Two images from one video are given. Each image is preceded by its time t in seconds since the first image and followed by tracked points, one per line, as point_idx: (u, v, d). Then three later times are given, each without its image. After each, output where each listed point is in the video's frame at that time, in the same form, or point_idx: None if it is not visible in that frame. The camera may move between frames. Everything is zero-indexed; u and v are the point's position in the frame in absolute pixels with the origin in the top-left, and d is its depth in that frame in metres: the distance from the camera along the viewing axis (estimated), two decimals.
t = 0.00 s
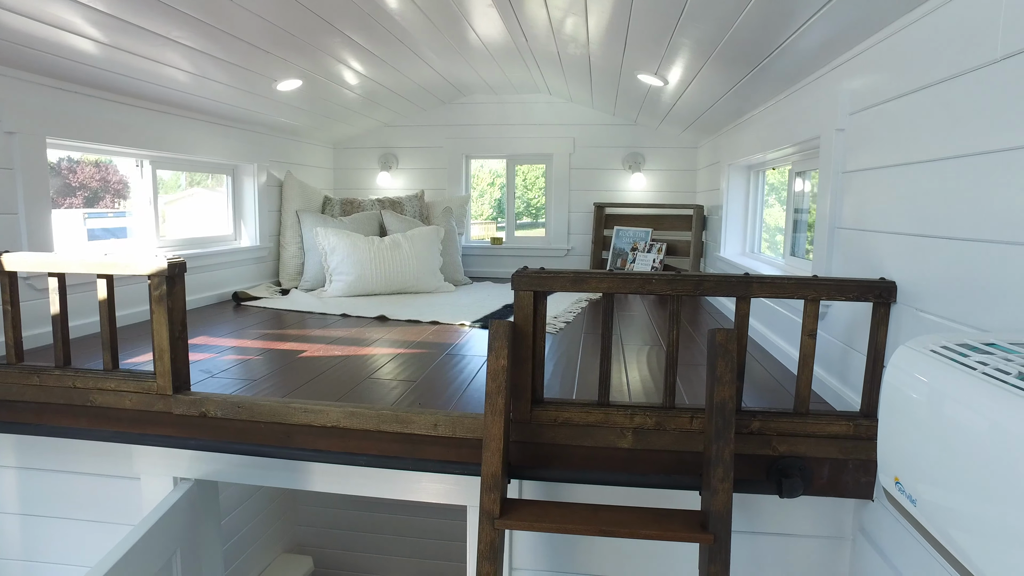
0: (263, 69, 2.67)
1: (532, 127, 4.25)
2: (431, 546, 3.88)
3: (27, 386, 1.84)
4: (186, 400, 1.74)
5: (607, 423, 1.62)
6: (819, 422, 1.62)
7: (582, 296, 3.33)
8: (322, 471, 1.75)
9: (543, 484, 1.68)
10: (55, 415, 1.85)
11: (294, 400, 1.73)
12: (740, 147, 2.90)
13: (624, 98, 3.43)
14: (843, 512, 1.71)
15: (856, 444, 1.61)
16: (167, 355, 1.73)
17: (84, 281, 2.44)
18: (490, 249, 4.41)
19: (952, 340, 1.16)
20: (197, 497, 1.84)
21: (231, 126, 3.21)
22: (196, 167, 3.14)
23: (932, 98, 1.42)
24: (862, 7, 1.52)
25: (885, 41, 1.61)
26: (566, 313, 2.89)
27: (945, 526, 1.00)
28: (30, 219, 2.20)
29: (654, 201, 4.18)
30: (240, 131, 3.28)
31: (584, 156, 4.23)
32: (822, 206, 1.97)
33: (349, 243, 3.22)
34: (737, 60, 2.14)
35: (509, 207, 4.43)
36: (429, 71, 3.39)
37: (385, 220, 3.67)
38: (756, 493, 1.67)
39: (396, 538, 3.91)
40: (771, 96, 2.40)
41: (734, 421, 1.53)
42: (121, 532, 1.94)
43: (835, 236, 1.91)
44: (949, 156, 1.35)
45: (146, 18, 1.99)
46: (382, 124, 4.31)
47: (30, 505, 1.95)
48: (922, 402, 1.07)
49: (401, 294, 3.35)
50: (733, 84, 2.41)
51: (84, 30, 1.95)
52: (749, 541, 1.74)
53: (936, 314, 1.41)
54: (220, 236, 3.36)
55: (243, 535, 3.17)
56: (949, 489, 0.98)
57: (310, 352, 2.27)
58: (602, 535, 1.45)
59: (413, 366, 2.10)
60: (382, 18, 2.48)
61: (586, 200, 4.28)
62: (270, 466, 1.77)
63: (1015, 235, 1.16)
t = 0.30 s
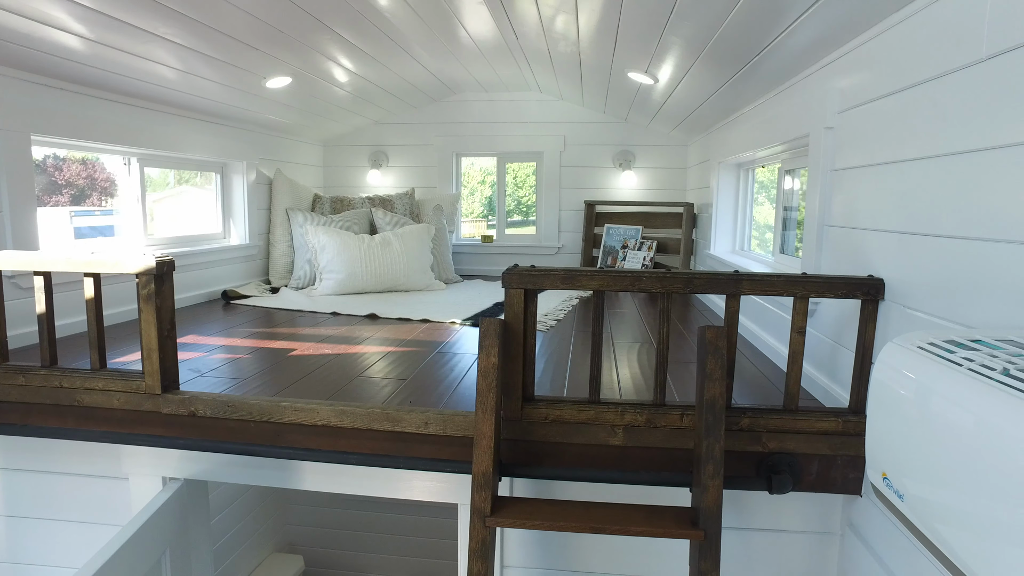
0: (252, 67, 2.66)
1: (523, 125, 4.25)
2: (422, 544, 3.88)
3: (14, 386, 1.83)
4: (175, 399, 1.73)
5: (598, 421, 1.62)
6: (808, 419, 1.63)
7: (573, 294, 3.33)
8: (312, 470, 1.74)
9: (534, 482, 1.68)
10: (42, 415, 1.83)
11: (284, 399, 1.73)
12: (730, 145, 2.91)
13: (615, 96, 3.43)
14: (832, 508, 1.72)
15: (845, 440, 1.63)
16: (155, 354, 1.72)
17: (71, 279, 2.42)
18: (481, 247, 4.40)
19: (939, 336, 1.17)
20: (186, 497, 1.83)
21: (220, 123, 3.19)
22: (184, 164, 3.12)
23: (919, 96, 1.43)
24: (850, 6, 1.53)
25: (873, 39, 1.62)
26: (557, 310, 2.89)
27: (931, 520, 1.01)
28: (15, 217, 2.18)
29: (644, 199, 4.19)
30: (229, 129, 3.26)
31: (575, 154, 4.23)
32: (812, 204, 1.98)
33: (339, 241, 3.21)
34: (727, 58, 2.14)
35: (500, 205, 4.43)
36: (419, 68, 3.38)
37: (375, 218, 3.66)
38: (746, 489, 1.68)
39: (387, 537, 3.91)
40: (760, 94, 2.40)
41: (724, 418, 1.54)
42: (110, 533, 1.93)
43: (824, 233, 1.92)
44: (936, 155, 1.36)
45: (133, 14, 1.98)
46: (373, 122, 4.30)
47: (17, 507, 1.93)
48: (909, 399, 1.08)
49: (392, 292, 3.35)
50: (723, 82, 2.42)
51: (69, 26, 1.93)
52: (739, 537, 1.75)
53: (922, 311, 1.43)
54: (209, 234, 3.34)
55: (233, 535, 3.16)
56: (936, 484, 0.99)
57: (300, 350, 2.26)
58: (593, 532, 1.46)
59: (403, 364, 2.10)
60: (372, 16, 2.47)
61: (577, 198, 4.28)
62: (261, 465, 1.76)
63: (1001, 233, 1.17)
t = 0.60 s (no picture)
0: (239, 63, 2.64)
1: (512, 123, 4.25)
2: (412, 541, 3.88)
3: None
4: (162, 398, 1.72)
5: (588, 418, 1.63)
6: (796, 415, 1.64)
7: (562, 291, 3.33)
8: (302, 469, 1.73)
9: (524, 479, 1.68)
10: (26, 415, 1.81)
11: (273, 397, 1.72)
12: (718, 142, 2.92)
13: (604, 93, 3.43)
14: (819, 503, 1.74)
15: (832, 436, 1.64)
16: (142, 353, 1.70)
17: (55, 278, 2.39)
18: (470, 245, 4.40)
19: (925, 332, 1.18)
20: (173, 497, 1.82)
21: (207, 120, 3.16)
22: (170, 162, 3.09)
23: (905, 94, 1.44)
24: (837, 4, 1.54)
25: (860, 37, 1.63)
26: (547, 308, 2.89)
27: (917, 514, 1.02)
28: None
29: (633, 196, 4.20)
30: (216, 126, 3.23)
31: (564, 152, 4.23)
32: (799, 201, 1.99)
33: (328, 239, 3.19)
34: (715, 55, 2.15)
35: (489, 203, 4.43)
36: (408, 65, 3.37)
37: (364, 216, 3.65)
38: (735, 485, 1.69)
39: (377, 535, 3.90)
40: (748, 92, 2.41)
41: (713, 414, 1.55)
42: (96, 533, 1.91)
43: (811, 231, 1.94)
44: (922, 152, 1.37)
45: (117, 9, 1.95)
46: (362, 119, 4.28)
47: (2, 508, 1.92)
48: (895, 394, 1.09)
49: (381, 290, 3.34)
50: (711, 79, 2.43)
51: (52, 21, 1.91)
52: (727, 533, 1.76)
53: (908, 307, 1.44)
54: (196, 232, 3.32)
55: (222, 534, 3.14)
56: (921, 478, 1.00)
57: (289, 349, 2.25)
58: (583, 529, 1.46)
59: (393, 362, 2.09)
60: (360, 12, 2.46)
61: (566, 196, 4.29)
62: (250, 464, 1.75)
63: (986, 229, 1.18)
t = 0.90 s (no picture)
0: (227, 60, 2.62)
1: (502, 120, 4.24)
2: (403, 539, 3.88)
3: None
4: (150, 398, 1.70)
5: (578, 415, 1.63)
6: (785, 411, 1.65)
7: (553, 289, 3.34)
8: (292, 468, 1.73)
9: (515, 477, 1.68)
10: (11, 415, 1.80)
11: (263, 396, 1.71)
12: (708, 140, 2.94)
13: (594, 91, 3.44)
14: (808, 498, 1.75)
15: (820, 432, 1.65)
16: (130, 352, 1.69)
17: (41, 276, 2.37)
18: (461, 243, 4.40)
19: (911, 329, 1.19)
20: (162, 497, 1.81)
21: (195, 117, 3.14)
22: (158, 159, 3.07)
23: (892, 93, 1.45)
24: (825, 2, 1.54)
25: (847, 36, 1.65)
26: (537, 305, 2.89)
27: (904, 509, 1.03)
28: None
29: (623, 194, 4.21)
30: (204, 123, 3.21)
31: (555, 149, 4.24)
32: (788, 199, 2.00)
33: (317, 237, 3.18)
34: (705, 53, 2.15)
35: (479, 200, 4.42)
36: (398, 63, 3.36)
37: (353, 214, 3.63)
38: (724, 481, 1.69)
39: (367, 534, 3.89)
40: (737, 90, 2.42)
41: (703, 411, 1.55)
42: (83, 533, 1.90)
43: (800, 228, 1.95)
44: (909, 151, 1.38)
45: (103, 5, 1.93)
46: (351, 117, 4.26)
47: None
48: (883, 390, 1.10)
49: (371, 288, 3.33)
50: (700, 77, 2.43)
51: (36, 16, 1.88)
52: (716, 529, 1.77)
53: (895, 304, 1.45)
54: (185, 230, 3.30)
55: (211, 534, 3.13)
56: (908, 474, 1.01)
57: (279, 347, 2.24)
58: (573, 526, 1.46)
59: (383, 360, 2.09)
60: (349, 10, 2.45)
61: (556, 193, 4.29)
62: (239, 463, 1.75)
63: (972, 227, 1.19)
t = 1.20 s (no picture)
0: (213, 56, 2.60)
1: (491, 117, 4.24)
2: (392, 537, 3.87)
3: None
4: (136, 396, 1.69)
5: (567, 412, 1.63)
6: (773, 406, 1.66)
7: (542, 286, 3.34)
8: (281, 467, 1.72)
9: (504, 474, 1.68)
10: None
11: (251, 394, 1.70)
12: (696, 137, 2.94)
13: (582, 88, 3.44)
14: (795, 493, 1.76)
15: (807, 427, 1.66)
16: (115, 351, 1.67)
17: (24, 275, 2.34)
18: (449, 240, 4.39)
19: (897, 325, 1.20)
20: (148, 497, 1.79)
21: (180, 113, 3.11)
22: (143, 156, 3.04)
23: (878, 90, 1.46)
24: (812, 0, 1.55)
25: (834, 34, 1.65)
26: (526, 302, 2.89)
27: (890, 503, 1.04)
28: None
29: (612, 190, 4.22)
30: (190, 120, 3.19)
31: (543, 146, 4.23)
32: (775, 195, 2.01)
33: (305, 234, 3.16)
34: (693, 50, 2.16)
35: (468, 197, 4.42)
36: (386, 59, 3.35)
37: (341, 211, 3.62)
38: (713, 477, 1.70)
39: (356, 532, 3.88)
40: (725, 87, 2.43)
41: (691, 407, 1.56)
42: (69, 533, 1.88)
43: (788, 225, 1.96)
44: (895, 148, 1.40)
45: None
46: (339, 113, 4.23)
47: None
48: (869, 385, 1.10)
49: (360, 286, 3.32)
50: (688, 75, 2.44)
51: (18, 11, 1.86)
52: (705, 524, 1.78)
53: (881, 300, 1.46)
54: (171, 228, 3.27)
55: (199, 534, 3.11)
56: (894, 467, 1.02)
57: (267, 345, 2.22)
58: (563, 522, 1.47)
59: (372, 358, 2.08)
60: (337, 5, 2.43)
61: (545, 190, 4.29)
62: (227, 462, 1.74)
63: (956, 224, 1.20)
